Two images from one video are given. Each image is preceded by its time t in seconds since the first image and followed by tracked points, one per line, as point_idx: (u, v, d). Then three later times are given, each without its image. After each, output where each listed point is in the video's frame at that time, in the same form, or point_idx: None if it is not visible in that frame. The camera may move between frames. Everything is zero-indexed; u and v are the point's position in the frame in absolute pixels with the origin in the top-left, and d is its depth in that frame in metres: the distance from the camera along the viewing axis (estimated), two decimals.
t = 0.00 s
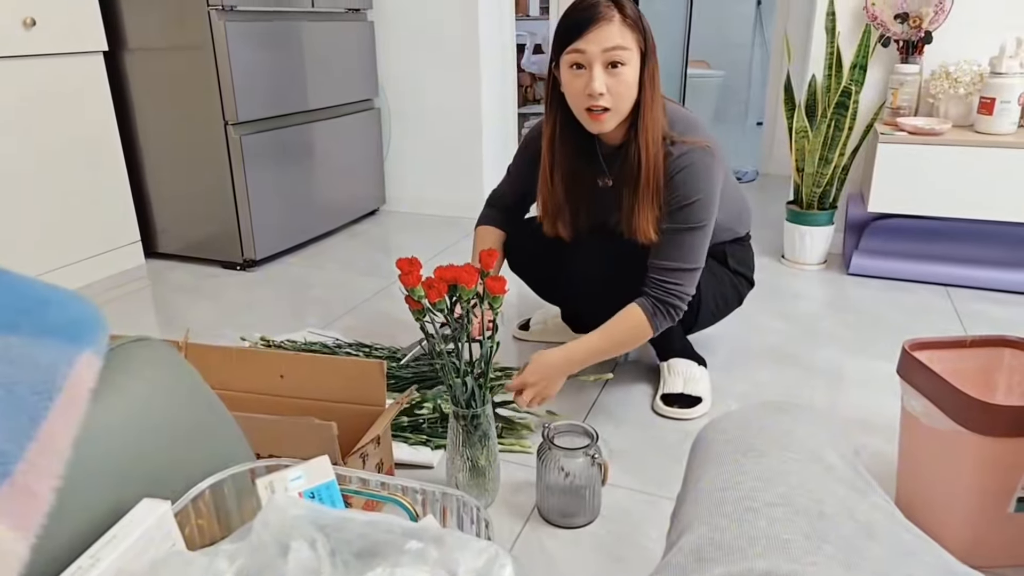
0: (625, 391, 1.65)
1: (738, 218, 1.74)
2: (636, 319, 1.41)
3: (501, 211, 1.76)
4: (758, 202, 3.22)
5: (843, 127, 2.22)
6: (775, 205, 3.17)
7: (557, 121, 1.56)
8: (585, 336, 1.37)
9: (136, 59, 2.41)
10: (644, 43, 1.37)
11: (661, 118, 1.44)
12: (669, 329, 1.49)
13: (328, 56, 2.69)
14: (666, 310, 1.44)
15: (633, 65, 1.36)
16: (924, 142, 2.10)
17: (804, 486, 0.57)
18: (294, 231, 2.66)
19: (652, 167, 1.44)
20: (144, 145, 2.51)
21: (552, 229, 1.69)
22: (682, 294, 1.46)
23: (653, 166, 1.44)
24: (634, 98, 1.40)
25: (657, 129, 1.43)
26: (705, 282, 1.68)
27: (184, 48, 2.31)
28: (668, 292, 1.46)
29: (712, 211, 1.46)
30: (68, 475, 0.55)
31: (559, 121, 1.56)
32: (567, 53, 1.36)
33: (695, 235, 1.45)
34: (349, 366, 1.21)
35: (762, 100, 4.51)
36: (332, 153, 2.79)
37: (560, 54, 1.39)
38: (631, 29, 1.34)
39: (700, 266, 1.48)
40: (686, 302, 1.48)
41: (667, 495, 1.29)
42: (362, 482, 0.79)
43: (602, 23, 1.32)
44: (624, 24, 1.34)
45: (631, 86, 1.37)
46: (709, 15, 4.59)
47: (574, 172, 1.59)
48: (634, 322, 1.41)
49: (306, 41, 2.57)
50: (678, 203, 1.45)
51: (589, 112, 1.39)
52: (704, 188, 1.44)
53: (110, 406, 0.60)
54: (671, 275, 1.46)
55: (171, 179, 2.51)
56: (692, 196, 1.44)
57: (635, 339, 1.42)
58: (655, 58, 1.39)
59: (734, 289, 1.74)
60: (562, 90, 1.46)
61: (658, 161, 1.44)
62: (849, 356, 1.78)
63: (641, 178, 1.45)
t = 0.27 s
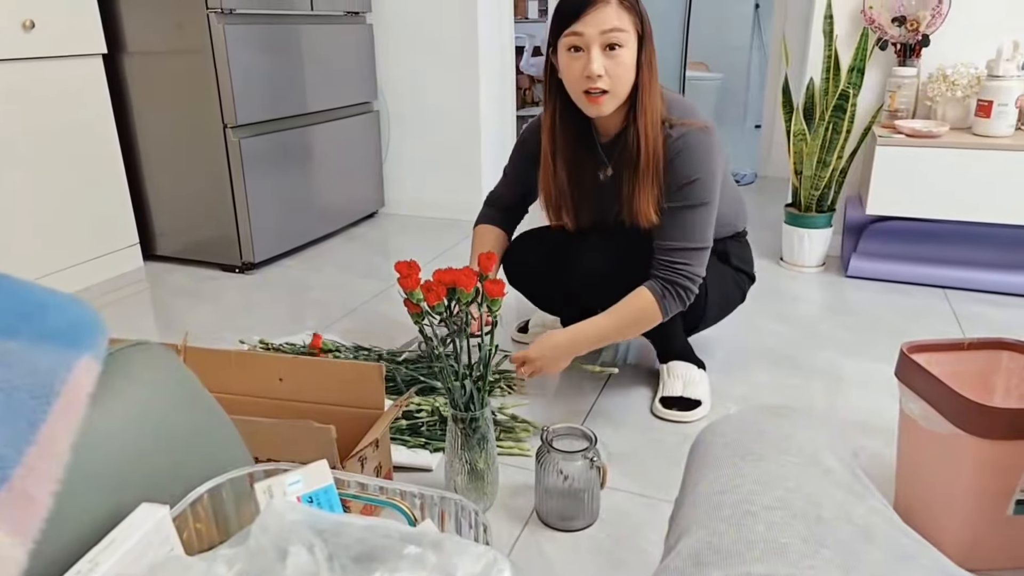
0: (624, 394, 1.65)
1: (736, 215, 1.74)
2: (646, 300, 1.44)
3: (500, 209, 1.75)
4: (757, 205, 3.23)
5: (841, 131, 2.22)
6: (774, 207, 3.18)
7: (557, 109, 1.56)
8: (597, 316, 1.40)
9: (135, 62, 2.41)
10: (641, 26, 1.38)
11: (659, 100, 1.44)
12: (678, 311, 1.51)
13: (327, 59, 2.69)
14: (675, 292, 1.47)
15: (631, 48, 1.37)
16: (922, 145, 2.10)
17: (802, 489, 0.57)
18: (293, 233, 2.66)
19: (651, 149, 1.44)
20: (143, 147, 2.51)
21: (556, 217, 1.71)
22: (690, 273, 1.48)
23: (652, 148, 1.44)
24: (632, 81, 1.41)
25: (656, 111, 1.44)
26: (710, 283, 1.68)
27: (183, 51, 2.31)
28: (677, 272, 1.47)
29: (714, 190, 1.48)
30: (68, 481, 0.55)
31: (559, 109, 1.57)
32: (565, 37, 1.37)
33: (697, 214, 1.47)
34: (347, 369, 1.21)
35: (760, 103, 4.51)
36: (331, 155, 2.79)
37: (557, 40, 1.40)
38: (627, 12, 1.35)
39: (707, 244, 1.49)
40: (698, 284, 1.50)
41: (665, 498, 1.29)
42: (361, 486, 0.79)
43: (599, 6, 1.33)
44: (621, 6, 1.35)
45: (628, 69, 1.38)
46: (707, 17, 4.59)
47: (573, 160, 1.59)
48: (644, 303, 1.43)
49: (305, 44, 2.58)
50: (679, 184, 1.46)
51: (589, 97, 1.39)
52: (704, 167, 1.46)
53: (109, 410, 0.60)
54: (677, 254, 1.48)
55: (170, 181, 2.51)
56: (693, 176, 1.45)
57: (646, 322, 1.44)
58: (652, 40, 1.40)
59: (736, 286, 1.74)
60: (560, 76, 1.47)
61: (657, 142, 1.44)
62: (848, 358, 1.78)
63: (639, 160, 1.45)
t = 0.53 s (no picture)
0: (623, 397, 1.65)
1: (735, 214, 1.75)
2: (645, 281, 1.44)
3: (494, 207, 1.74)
4: (755, 208, 3.23)
5: (838, 133, 2.22)
6: (771, 210, 3.18)
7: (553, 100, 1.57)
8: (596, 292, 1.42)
9: (134, 66, 2.41)
10: (639, 14, 1.39)
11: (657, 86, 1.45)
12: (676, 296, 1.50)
13: (325, 62, 2.69)
14: (674, 275, 1.47)
15: (629, 33, 1.38)
16: (919, 147, 2.10)
17: (799, 494, 0.57)
18: (292, 236, 2.66)
19: (649, 133, 1.44)
20: (142, 150, 2.51)
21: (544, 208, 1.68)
22: (689, 259, 1.47)
23: (650, 133, 1.44)
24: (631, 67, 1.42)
25: (653, 97, 1.44)
26: (714, 281, 1.68)
27: (182, 55, 2.31)
28: (677, 257, 1.47)
29: (713, 176, 1.47)
30: (66, 488, 0.55)
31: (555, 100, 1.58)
32: (564, 23, 1.39)
33: (697, 199, 1.46)
34: (345, 372, 1.21)
35: (758, 106, 4.52)
36: (329, 159, 2.79)
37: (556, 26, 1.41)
38: None
39: (707, 231, 1.49)
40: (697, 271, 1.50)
41: (664, 501, 1.29)
42: (359, 491, 0.79)
43: None
44: None
45: (627, 54, 1.39)
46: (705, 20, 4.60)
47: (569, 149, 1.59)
48: (642, 284, 1.44)
49: (303, 48, 2.58)
50: (679, 168, 1.46)
51: (587, 81, 1.40)
52: (703, 152, 1.46)
53: (106, 415, 0.60)
54: (677, 240, 1.47)
55: (169, 184, 2.51)
56: (693, 161, 1.46)
57: (644, 304, 1.45)
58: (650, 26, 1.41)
59: (740, 284, 1.74)
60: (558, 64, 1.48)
61: (655, 128, 1.45)
62: (847, 361, 1.78)
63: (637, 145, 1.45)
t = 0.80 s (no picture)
0: (621, 407, 1.65)
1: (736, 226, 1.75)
2: (646, 293, 1.45)
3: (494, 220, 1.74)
4: (754, 217, 3.24)
5: (836, 143, 2.23)
6: (770, 219, 3.19)
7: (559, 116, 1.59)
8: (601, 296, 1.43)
9: (134, 76, 2.42)
10: (650, 31, 1.41)
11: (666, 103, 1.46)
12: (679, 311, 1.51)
13: (325, 73, 2.70)
14: (677, 292, 1.47)
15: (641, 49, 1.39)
16: (917, 157, 2.11)
17: (797, 506, 0.57)
18: (291, 246, 2.66)
19: (658, 149, 1.45)
20: (142, 161, 2.51)
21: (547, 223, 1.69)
22: (693, 276, 1.48)
23: (658, 150, 1.45)
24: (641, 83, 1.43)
25: (663, 114, 1.45)
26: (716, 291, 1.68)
27: (183, 66, 2.32)
28: (681, 274, 1.47)
29: (721, 194, 1.48)
30: (65, 502, 0.55)
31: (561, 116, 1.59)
32: (575, 38, 1.39)
33: (704, 217, 1.47)
34: (344, 383, 1.21)
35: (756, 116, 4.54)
36: (329, 168, 2.79)
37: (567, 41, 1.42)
38: (638, 15, 1.38)
39: (713, 249, 1.49)
40: (698, 288, 1.50)
41: (662, 512, 1.29)
42: (358, 503, 0.79)
43: (609, 6, 1.36)
44: (631, 9, 1.38)
45: (637, 70, 1.39)
46: (702, 29, 4.63)
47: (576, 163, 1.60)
48: (643, 294, 1.45)
49: (303, 58, 2.59)
50: (688, 186, 1.46)
51: (598, 95, 1.40)
52: (713, 170, 1.46)
53: (106, 428, 0.60)
54: (682, 257, 1.48)
55: (168, 194, 2.51)
56: (702, 179, 1.46)
57: (643, 314, 1.46)
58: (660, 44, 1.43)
59: (742, 299, 1.74)
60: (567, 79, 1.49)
61: (663, 144, 1.45)
62: (846, 370, 1.78)
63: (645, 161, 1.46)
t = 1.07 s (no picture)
0: (620, 418, 1.65)
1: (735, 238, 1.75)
2: (656, 314, 1.46)
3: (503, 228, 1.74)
4: (752, 227, 3.24)
5: (833, 154, 2.24)
6: (768, 229, 3.20)
7: (569, 128, 1.58)
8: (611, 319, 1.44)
9: (132, 89, 2.43)
10: (659, 47, 1.42)
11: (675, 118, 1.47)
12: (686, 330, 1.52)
13: (323, 84, 2.71)
14: (686, 312, 1.48)
15: (650, 64, 1.40)
16: (915, 168, 2.12)
17: (793, 517, 0.57)
18: (289, 257, 2.66)
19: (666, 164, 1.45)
20: (141, 173, 2.52)
21: (567, 234, 1.69)
22: (702, 296, 1.48)
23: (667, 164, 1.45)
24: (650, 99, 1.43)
25: (672, 130, 1.46)
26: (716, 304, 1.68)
27: (181, 78, 2.33)
28: (690, 293, 1.48)
29: (727, 213, 1.49)
30: (62, 517, 0.55)
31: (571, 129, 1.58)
32: (585, 51, 1.40)
33: (713, 237, 1.48)
34: (342, 395, 1.21)
35: (754, 127, 4.56)
36: (327, 180, 2.80)
37: (577, 54, 1.43)
38: (647, 31, 1.39)
39: (720, 268, 1.51)
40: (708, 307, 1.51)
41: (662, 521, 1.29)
42: (355, 517, 0.79)
43: (618, 21, 1.37)
44: (641, 23, 1.39)
45: (646, 85, 1.40)
46: (699, 41, 4.65)
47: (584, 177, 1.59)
48: (653, 316, 1.45)
49: (302, 71, 2.60)
50: (695, 205, 1.48)
51: (606, 109, 1.40)
52: (720, 189, 1.47)
53: (105, 443, 0.60)
54: (691, 276, 1.49)
55: (167, 206, 2.52)
56: (709, 199, 1.47)
57: (654, 335, 1.46)
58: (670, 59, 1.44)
59: (741, 311, 1.74)
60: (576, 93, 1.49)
61: (671, 158, 1.46)
62: (844, 381, 1.78)
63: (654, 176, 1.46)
